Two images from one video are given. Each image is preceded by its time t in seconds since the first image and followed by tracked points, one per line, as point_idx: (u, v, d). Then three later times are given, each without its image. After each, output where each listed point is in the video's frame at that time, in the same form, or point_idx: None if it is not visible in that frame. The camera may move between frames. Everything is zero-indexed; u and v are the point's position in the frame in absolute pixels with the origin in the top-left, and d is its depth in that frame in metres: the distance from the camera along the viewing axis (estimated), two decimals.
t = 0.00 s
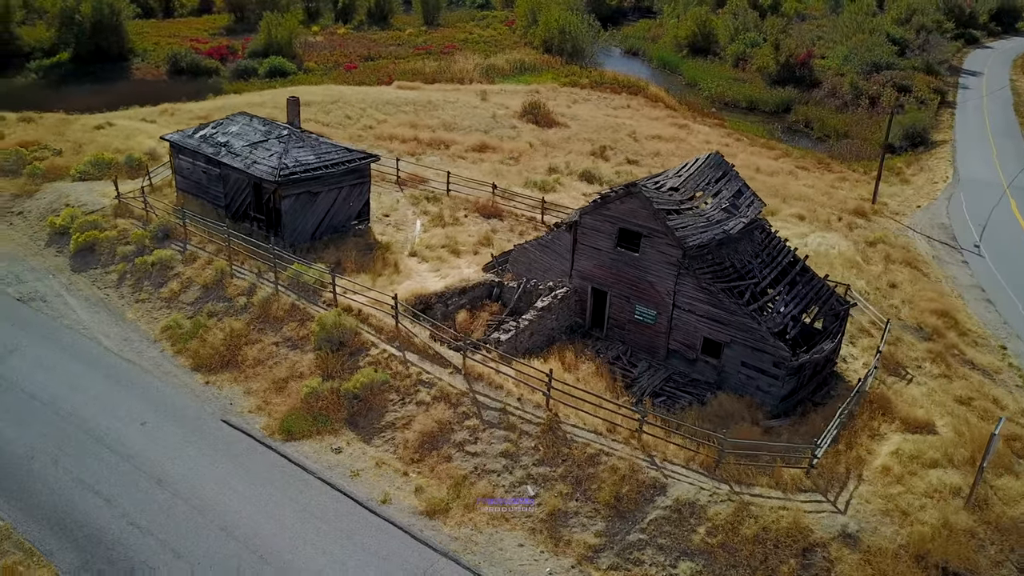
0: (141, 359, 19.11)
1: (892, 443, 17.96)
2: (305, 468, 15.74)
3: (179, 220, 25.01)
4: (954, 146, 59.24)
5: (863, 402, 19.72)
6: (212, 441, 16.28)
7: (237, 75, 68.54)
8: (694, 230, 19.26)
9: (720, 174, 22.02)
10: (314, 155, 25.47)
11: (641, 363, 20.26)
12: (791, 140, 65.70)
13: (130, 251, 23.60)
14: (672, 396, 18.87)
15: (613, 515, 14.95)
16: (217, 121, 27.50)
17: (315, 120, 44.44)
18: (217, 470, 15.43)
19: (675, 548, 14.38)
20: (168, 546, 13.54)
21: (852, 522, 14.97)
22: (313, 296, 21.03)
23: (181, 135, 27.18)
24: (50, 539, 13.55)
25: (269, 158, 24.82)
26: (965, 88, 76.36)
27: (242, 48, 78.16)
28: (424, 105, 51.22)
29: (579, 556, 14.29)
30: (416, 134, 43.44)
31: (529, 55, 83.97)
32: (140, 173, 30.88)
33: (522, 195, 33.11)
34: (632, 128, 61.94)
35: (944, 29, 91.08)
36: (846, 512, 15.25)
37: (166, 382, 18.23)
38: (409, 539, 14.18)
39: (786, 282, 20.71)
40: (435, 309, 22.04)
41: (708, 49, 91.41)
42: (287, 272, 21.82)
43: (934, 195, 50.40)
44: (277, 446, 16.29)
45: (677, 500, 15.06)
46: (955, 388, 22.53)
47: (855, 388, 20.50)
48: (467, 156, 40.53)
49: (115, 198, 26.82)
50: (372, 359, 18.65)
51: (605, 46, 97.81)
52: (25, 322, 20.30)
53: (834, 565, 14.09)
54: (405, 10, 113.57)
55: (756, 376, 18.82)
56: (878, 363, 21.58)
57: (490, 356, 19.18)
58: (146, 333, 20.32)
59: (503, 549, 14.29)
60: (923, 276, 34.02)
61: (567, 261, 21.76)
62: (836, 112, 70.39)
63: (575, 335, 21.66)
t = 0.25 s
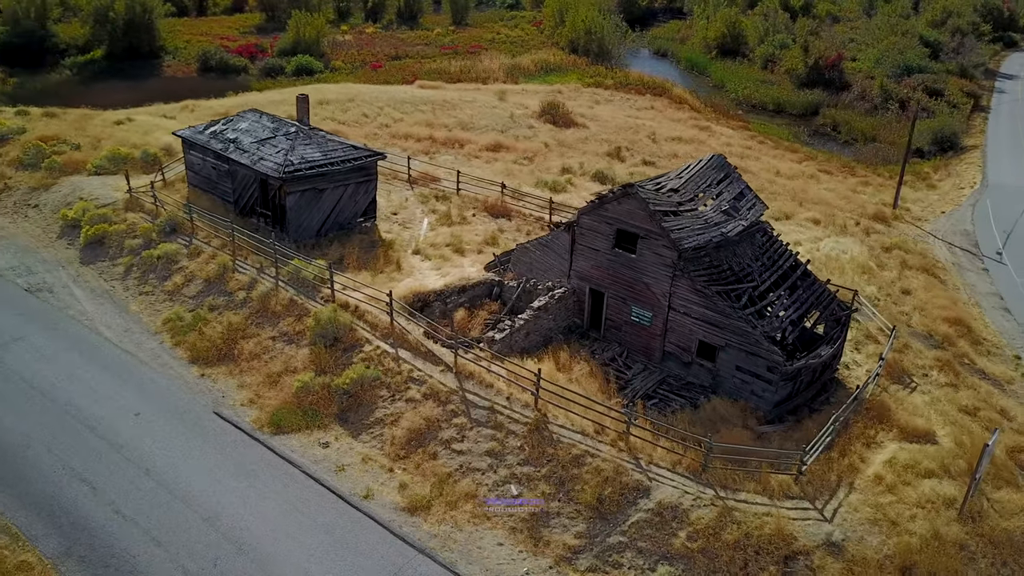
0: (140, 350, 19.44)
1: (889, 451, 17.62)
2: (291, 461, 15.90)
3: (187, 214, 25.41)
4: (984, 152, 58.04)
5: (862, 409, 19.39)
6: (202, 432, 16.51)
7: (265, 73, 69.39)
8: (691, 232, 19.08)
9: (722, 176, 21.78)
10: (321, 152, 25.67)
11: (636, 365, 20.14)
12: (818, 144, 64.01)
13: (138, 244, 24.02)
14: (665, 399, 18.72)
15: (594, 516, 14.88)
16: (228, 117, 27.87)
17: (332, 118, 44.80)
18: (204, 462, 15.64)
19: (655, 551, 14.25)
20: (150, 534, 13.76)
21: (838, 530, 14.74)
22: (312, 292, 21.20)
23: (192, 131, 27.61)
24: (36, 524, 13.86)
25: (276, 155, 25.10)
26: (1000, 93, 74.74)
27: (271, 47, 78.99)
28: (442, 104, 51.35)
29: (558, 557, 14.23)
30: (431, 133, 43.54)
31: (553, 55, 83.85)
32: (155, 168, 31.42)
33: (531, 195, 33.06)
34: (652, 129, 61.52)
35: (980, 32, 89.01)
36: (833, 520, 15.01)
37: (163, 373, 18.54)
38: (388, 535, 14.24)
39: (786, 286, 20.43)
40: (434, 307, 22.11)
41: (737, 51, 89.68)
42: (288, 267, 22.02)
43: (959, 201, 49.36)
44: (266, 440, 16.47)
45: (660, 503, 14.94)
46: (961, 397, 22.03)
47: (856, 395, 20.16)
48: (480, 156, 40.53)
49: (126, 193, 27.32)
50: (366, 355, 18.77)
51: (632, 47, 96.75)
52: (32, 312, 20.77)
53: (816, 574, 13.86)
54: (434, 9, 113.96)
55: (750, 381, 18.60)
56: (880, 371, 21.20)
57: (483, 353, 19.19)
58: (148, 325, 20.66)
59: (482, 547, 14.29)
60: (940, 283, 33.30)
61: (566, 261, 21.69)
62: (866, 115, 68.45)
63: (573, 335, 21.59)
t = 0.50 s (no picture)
0: (140, 343, 19.76)
1: (884, 459, 17.34)
2: (280, 455, 16.04)
3: (195, 210, 25.74)
4: (1012, 158, 56.90)
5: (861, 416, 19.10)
6: (194, 424, 16.74)
7: (290, 72, 70.00)
8: (688, 234, 18.92)
9: (724, 178, 21.57)
10: (327, 150, 25.87)
11: (632, 367, 20.02)
12: (842, 148, 62.59)
13: (145, 239, 24.40)
14: (659, 401, 18.60)
15: (578, 517, 14.82)
16: (238, 115, 28.19)
17: (348, 117, 45.13)
18: (194, 454, 15.85)
19: (637, 554, 14.16)
20: (136, 524, 13.98)
21: (824, 538, 14.54)
22: (311, 288, 21.36)
23: (203, 128, 27.97)
24: (26, 511, 14.16)
25: (282, 152, 25.33)
26: None
27: (297, 45, 79.64)
28: (458, 103, 51.47)
29: (538, 557, 14.20)
30: (445, 132, 43.61)
31: (576, 55, 83.57)
32: (168, 164, 31.89)
33: (540, 195, 33.04)
34: (670, 131, 61.12)
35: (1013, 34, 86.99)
36: (820, 527, 14.82)
37: (160, 366, 18.82)
38: (370, 531, 14.31)
39: (786, 290, 20.19)
40: (433, 305, 22.17)
41: (764, 53, 87.80)
42: (289, 264, 22.22)
43: (982, 207, 48.41)
44: (256, 434, 16.64)
45: (644, 506, 14.85)
46: (967, 406, 21.58)
47: (855, 401, 19.87)
48: (493, 156, 40.52)
49: (137, 188, 27.76)
50: (360, 352, 18.87)
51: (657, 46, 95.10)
52: (38, 304, 21.20)
53: None
54: (459, 9, 114.15)
55: (745, 385, 18.40)
56: (883, 377, 20.87)
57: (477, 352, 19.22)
58: (150, 318, 20.97)
59: (463, 546, 14.31)
60: (955, 290, 32.65)
61: (565, 261, 21.64)
62: (892, 118, 66.82)
63: (570, 336, 21.53)
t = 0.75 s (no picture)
0: (139, 336, 20.08)
1: (876, 467, 17.05)
2: (265, 449, 16.19)
3: (201, 206, 26.09)
4: None
5: (860, 423, 18.77)
6: (183, 416, 16.95)
7: (315, 70, 70.57)
8: (682, 236, 18.76)
9: (724, 181, 21.36)
10: (331, 147, 26.08)
11: (625, 369, 19.89)
12: (867, 151, 61.41)
13: (151, 234, 24.81)
14: (649, 404, 18.47)
15: (557, 519, 14.78)
16: (247, 112, 28.52)
17: (363, 115, 45.45)
18: (181, 446, 16.06)
19: (613, 557, 14.09)
20: (118, 514, 14.21)
21: (805, 546, 14.34)
22: (309, 284, 21.54)
23: (212, 125, 28.35)
24: (14, 499, 14.47)
25: (287, 150, 25.59)
26: None
27: (322, 44, 80.26)
28: (474, 103, 51.56)
29: (515, 558, 14.18)
30: (458, 132, 43.69)
31: (599, 55, 83.15)
32: (181, 160, 32.39)
33: (548, 196, 32.99)
34: (689, 132, 60.64)
35: None
36: (802, 535, 14.61)
37: (156, 359, 19.10)
38: (348, 526, 14.38)
39: (783, 295, 19.93)
40: (429, 304, 22.24)
41: (792, 55, 85.26)
42: (288, 260, 22.44)
43: (1006, 214, 47.36)
44: (244, 427, 16.81)
45: (623, 509, 14.76)
46: (970, 416, 21.10)
47: (852, 408, 19.55)
48: (504, 156, 40.51)
49: (148, 183, 28.24)
50: (352, 349, 19.00)
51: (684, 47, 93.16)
52: (43, 296, 21.64)
53: None
54: (486, 8, 114.24)
55: (736, 390, 18.18)
56: (882, 385, 20.52)
57: (468, 352, 19.25)
58: (150, 311, 21.31)
59: (440, 544, 14.33)
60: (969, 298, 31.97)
61: (561, 262, 21.57)
62: (920, 123, 65.62)
63: (566, 337, 21.46)
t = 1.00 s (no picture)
0: (136, 329, 20.34)
1: (867, 472, 16.80)
2: (252, 443, 16.33)
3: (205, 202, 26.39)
4: None
5: (854, 428, 18.52)
6: (173, 409, 17.14)
7: (336, 69, 70.94)
8: (676, 237, 18.62)
9: (723, 182, 21.16)
10: (335, 145, 26.25)
11: (618, 370, 19.79)
12: (888, 154, 60.47)
13: (155, 228, 25.15)
14: (639, 405, 18.36)
15: (537, 518, 14.74)
16: (254, 109, 28.78)
17: (375, 114, 45.67)
18: (169, 438, 16.26)
19: (592, 558, 14.01)
20: (103, 504, 14.41)
21: (788, 551, 14.18)
22: (306, 280, 21.68)
23: (220, 122, 28.64)
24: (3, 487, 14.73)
25: (290, 147, 25.79)
26: None
27: (344, 43, 80.63)
28: (487, 102, 51.58)
29: (494, 556, 14.17)
30: (469, 131, 43.72)
31: (618, 55, 82.68)
32: (190, 156, 32.77)
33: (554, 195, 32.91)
34: (705, 133, 60.14)
35: None
36: (785, 540, 14.45)
37: (151, 351, 19.34)
38: (328, 521, 14.46)
39: (779, 297, 19.70)
40: (425, 302, 22.27)
41: (816, 56, 83.45)
42: (287, 256, 22.60)
43: None
44: (233, 421, 16.97)
45: (604, 510, 14.68)
46: (971, 423, 20.71)
47: (847, 413, 19.29)
48: (513, 155, 40.47)
49: (155, 179, 28.63)
50: (344, 345, 19.10)
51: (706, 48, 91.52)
52: (46, 288, 22.01)
53: None
54: (509, 8, 114.17)
55: (728, 392, 18.01)
56: (880, 390, 20.24)
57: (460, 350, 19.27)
58: (149, 305, 21.59)
59: (419, 541, 14.35)
60: (981, 305, 31.35)
61: (557, 262, 21.51)
62: (945, 126, 64.34)
63: (561, 337, 21.40)
